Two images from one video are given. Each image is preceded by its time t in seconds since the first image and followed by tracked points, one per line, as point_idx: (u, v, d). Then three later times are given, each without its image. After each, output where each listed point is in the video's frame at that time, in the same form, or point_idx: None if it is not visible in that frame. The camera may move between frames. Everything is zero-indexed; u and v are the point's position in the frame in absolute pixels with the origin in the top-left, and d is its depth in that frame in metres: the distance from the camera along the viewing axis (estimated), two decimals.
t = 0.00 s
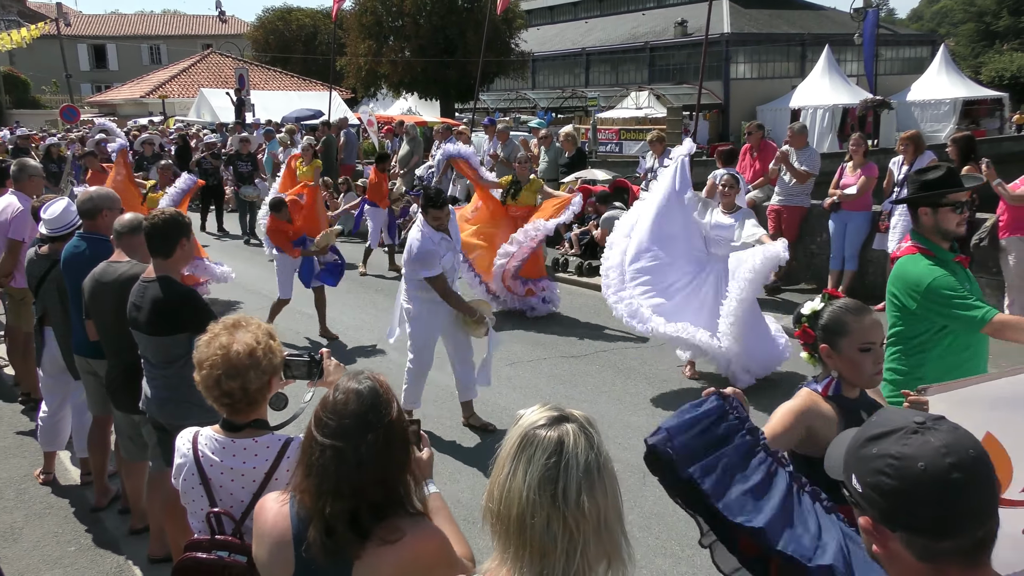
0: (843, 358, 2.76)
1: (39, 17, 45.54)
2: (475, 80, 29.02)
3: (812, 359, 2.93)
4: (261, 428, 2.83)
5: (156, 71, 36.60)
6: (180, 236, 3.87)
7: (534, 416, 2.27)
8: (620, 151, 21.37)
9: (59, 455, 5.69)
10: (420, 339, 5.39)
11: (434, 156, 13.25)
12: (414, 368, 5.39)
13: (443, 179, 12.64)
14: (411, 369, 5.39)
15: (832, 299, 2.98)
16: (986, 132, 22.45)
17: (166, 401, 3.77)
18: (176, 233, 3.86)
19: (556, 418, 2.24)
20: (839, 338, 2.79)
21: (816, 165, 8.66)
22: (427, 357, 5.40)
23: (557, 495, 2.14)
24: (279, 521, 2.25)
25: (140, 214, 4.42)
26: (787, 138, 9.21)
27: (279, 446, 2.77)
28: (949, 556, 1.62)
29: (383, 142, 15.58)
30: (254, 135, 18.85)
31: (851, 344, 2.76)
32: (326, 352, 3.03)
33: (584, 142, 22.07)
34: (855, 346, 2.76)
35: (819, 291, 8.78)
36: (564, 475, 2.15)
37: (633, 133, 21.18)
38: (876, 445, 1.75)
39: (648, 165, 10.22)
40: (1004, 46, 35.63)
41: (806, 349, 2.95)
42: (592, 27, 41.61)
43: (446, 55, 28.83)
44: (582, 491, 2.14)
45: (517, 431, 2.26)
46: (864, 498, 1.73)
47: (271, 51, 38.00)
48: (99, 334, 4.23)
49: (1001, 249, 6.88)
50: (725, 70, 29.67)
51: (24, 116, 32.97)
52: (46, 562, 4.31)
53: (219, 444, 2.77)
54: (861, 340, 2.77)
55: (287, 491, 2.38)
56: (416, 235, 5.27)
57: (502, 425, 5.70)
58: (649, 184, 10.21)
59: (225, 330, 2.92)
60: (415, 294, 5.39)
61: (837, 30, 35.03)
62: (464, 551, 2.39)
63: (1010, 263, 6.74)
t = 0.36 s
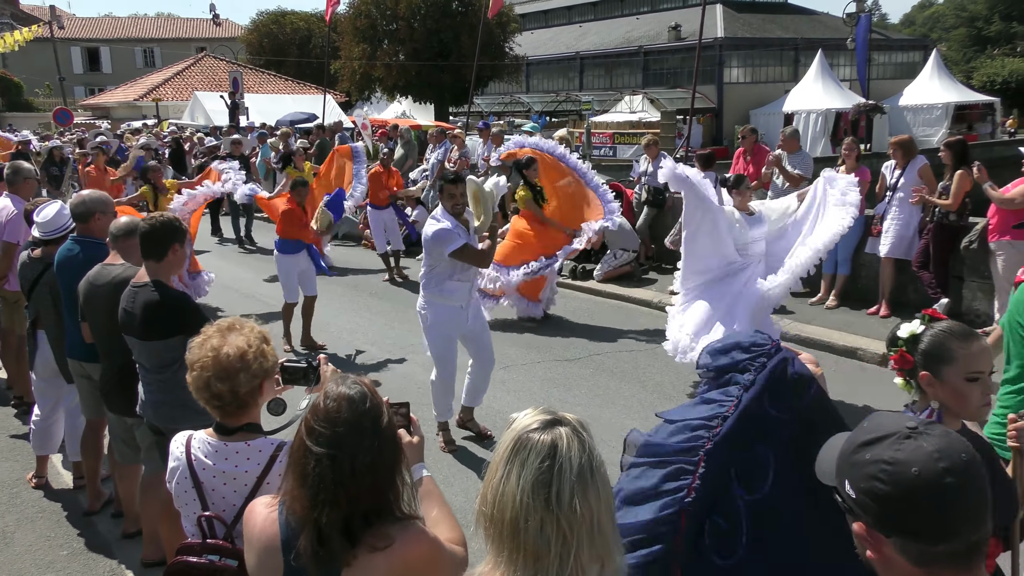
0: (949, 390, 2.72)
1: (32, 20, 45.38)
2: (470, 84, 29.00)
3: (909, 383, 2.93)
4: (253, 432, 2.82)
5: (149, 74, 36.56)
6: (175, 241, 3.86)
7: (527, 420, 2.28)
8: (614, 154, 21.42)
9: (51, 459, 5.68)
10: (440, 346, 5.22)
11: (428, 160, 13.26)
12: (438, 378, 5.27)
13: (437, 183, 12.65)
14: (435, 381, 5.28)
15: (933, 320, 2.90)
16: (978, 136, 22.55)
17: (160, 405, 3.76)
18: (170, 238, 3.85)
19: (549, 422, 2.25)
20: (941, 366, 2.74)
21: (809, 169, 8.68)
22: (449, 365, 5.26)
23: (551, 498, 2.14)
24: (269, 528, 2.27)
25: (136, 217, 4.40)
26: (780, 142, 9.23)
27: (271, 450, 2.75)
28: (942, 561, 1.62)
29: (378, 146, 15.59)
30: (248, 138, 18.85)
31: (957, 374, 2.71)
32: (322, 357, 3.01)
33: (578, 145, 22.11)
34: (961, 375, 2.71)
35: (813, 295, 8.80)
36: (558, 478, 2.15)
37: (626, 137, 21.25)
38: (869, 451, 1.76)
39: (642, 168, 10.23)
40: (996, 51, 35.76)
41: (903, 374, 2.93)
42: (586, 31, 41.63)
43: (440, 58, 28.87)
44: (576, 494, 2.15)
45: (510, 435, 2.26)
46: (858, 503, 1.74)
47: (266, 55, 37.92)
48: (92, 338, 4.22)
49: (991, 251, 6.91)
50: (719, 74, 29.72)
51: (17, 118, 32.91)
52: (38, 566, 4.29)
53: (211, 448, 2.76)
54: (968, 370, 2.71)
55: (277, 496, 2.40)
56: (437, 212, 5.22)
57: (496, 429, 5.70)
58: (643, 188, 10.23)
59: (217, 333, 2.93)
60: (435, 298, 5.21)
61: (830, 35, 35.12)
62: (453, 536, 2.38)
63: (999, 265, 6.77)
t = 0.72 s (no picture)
0: None
1: (26, 22, 45.27)
2: (464, 87, 29.00)
3: None
4: (246, 436, 2.81)
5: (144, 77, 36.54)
6: (165, 242, 3.85)
7: (522, 423, 2.28)
8: (608, 158, 21.47)
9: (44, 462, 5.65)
10: (444, 367, 4.84)
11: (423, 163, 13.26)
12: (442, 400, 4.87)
13: (432, 186, 12.65)
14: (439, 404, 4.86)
15: None
16: (970, 140, 22.65)
17: (155, 408, 3.75)
18: (161, 240, 3.85)
19: (544, 425, 2.24)
20: None
21: (802, 172, 8.71)
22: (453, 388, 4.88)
23: (546, 503, 2.14)
24: (264, 531, 2.25)
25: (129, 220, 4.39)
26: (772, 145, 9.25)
27: (263, 454, 2.75)
28: (936, 564, 1.65)
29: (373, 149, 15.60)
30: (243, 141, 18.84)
31: None
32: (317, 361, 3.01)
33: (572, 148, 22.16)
34: None
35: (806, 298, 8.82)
36: (553, 482, 2.15)
37: (620, 140, 21.32)
38: (863, 455, 1.76)
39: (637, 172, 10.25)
40: (988, 55, 35.87)
41: None
42: (580, 34, 41.66)
43: (434, 61, 28.91)
44: (571, 497, 2.15)
45: (506, 438, 2.26)
46: (852, 508, 1.74)
47: (260, 57, 37.86)
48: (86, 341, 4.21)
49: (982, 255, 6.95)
50: (713, 77, 29.79)
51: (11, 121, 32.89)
52: (31, 570, 4.27)
53: (204, 451, 2.75)
54: None
55: (270, 499, 2.39)
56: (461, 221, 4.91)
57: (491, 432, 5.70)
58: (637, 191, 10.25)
59: (211, 336, 2.92)
60: (448, 315, 4.85)
61: (824, 39, 35.22)
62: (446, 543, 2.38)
63: (990, 268, 6.80)
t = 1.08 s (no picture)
0: None
1: (22, 23, 45.23)
2: (461, 89, 29.03)
3: None
4: (240, 440, 2.80)
5: (140, 80, 36.49)
6: (162, 244, 3.86)
7: (520, 425, 2.28)
8: (605, 160, 21.47)
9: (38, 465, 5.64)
10: (465, 386, 4.49)
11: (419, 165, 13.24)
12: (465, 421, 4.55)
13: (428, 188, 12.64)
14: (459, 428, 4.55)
15: None
16: (966, 142, 22.66)
17: (151, 410, 3.74)
18: (159, 241, 3.85)
19: (542, 428, 2.24)
20: None
21: (798, 174, 8.71)
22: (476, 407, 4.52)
23: (543, 505, 2.14)
24: (257, 532, 2.24)
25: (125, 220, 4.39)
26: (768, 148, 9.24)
27: (258, 458, 2.74)
28: (926, 563, 1.66)
29: (369, 151, 15.58)
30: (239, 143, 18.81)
31: None
32: (315, 364, 3.00)
33: (569, 151, 22.16)
34: None
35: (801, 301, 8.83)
36: (549, 485, 2.15)
37: (617, 142, 21.32)
38: (854, 454, 1.75)
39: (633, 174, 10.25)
40: (984, 57, 35.91)
41: None
42: (577, 36, 41.71)
43: (431, 64, 28.89)
44: (568, 499, 2.15)
45: (503, 439, 2.26)
46: (843, 507, 1.74)
47: (257, 59, 37.85)
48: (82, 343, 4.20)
49: (978, 256, 6.96)
50: (709, 80, 29.81)
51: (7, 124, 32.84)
52: (26, 573, 4.26)
53: (198, 455, 2.74)
54: None
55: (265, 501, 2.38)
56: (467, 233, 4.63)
57: (487, 434, 5.69)
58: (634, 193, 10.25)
59: (206, 338, 2.90)
60: (466, 328, 4.49)
61: (819, 41, 35.29)
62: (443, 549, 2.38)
63: (985, 269, 6.81)
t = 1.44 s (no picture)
0: None
1: (17, 24, 45.08)
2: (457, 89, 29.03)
3: None
4: (234, 442, 2.79)
5: (135, 81, 36.42)
6: (159, 245, 3.86)
7: (516, 425, 2.27)
8: (601, 161, 21.46)
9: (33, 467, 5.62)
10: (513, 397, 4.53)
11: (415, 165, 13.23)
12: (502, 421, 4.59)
13: (424, 188, 12.63)
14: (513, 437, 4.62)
15: None
16: (962, 142, 22.69)
17: (146, 412, 3.73)
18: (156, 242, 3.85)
19: (537, 429, 2.24)
20: None
21: (795, 174, 8.71)
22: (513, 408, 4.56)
23: (535, 506, 2.14)
24: (252, 532, 2.24)
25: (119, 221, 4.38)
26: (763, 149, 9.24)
27: (251, 461, 2.73)
28: (914, 560, 1.66)
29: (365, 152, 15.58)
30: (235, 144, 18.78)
31: None
32: (310, 366, 2.99)
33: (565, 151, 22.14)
34: None
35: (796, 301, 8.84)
36: (542, 485, 2.14)
37: (613, 143, 21.30)
38: (844, 451, 1.75)
39: (630, 174, 10.25)
40: (979, 58, 35.98)
41: None
42: (573, 37, 41.71)
43: (427, 64, 28.88)
44: (561, 500, 2.14)
45: (499, 440, 2.26)
46: (833, 504, 1.74)
47: (252, 60, 37.78)
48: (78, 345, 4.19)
49: (974, 256, 6.97)
50: (706, 80, 29.82)
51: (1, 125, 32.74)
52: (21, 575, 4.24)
53: (192, 457, 2.73)
54: None
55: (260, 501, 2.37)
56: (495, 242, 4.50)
57: (483, 435, 5.69)
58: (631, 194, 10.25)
59: (200, 340, 2.90)
60: (507, 341, 4.48)
61: (815, 41, 35.34)
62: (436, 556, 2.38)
63: (981, 269, 6.82)
